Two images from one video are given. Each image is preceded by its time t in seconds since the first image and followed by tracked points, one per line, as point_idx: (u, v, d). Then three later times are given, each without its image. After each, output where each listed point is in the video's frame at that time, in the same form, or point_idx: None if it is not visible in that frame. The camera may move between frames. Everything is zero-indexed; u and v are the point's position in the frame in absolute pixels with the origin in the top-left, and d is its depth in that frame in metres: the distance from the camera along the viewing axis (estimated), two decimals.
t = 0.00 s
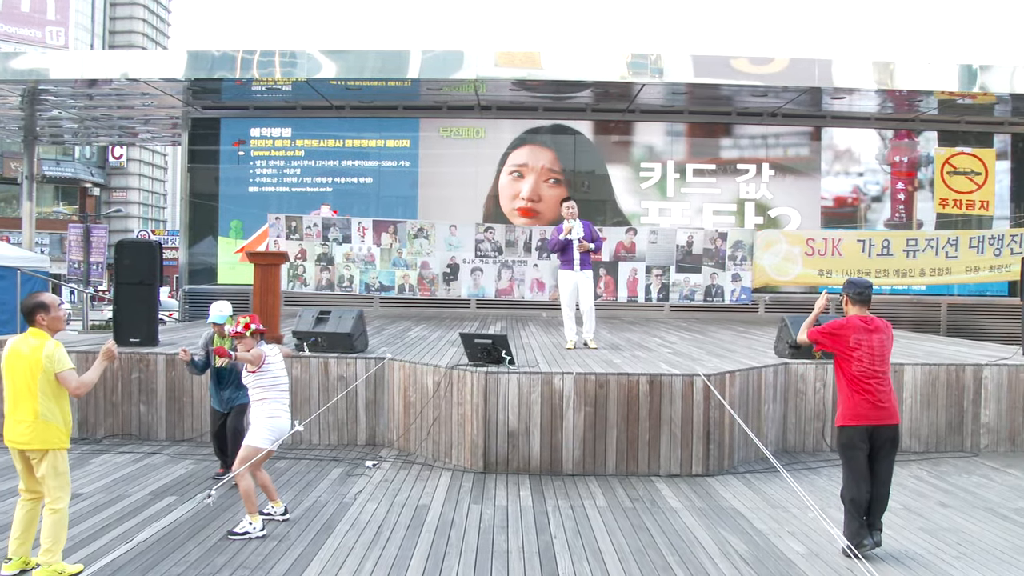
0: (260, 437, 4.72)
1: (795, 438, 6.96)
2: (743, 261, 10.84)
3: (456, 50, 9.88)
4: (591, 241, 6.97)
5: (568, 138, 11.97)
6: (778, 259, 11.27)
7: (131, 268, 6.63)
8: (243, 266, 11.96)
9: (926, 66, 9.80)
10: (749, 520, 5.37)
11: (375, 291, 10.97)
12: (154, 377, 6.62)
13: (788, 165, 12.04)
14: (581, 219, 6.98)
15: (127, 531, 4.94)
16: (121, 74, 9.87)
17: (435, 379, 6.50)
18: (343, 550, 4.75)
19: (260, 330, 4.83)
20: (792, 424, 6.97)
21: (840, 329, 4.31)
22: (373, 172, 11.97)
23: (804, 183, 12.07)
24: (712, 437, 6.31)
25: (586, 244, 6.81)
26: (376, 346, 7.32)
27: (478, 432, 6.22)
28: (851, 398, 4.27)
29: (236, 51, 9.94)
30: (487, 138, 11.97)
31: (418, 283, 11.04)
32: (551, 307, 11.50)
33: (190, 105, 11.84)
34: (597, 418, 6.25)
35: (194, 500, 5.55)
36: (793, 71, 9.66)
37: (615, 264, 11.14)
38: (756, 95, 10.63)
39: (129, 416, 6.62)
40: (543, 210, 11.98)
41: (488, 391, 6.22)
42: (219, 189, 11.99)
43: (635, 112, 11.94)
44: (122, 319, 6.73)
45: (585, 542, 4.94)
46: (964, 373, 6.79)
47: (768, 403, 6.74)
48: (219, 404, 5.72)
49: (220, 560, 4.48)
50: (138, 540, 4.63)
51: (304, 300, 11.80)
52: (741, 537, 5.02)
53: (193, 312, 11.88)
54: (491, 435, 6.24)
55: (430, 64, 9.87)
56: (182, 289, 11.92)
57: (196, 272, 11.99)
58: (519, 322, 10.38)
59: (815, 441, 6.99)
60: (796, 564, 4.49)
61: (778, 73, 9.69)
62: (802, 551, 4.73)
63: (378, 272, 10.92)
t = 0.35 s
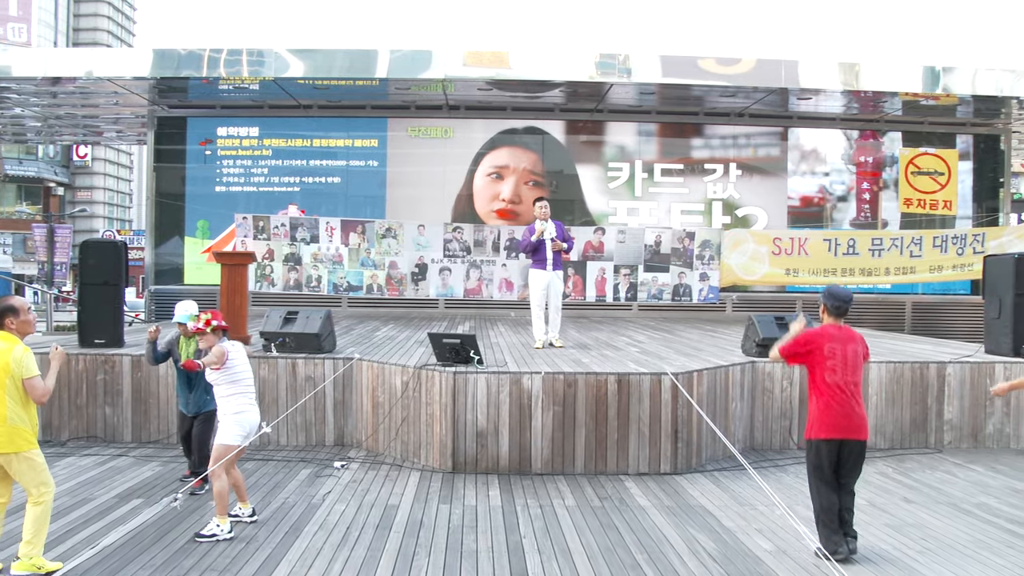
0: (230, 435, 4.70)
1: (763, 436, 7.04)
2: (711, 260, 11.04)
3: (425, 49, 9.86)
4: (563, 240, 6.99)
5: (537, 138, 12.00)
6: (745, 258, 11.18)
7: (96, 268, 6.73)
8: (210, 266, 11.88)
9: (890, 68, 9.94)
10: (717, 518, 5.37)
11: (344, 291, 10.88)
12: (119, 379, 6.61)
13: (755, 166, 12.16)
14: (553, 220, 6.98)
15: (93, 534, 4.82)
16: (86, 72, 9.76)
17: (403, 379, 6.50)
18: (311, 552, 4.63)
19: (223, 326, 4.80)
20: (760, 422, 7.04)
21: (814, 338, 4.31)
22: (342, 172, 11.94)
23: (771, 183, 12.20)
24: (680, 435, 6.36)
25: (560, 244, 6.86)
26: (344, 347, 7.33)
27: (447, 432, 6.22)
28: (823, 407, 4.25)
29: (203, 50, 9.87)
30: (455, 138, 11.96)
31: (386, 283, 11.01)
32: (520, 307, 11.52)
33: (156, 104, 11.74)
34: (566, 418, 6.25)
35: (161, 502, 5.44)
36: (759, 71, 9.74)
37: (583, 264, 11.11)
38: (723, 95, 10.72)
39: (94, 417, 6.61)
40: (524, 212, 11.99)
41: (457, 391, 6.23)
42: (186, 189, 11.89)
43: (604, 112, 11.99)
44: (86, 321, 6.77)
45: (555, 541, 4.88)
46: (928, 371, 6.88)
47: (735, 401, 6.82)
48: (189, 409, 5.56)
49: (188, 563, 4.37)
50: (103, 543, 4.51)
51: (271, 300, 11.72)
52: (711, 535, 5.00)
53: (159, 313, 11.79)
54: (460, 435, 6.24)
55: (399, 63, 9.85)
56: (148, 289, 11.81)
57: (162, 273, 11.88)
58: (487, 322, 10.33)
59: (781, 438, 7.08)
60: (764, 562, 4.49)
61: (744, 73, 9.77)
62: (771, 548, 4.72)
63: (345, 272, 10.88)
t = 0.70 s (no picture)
0: (201, 445, 4.69)
1: (740, 434, 7.10)
2: (688, 260, 11.13)
3: (402, 48, 9.84)
4: (547, 242, 7.05)
5: (514, 138, 12.01)
6: (722, 258, 11.27)
7: (71, 268, 6.73)
8: (187, 266, 11.82)
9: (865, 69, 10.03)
10: (695, 517, 5.38)
11: (321, 291, 10.87)
12: (94, 380, 6.56)
13: (732, 166, 12.23)
14: (536, 221, 7.04)
15: (68, 537, 4.77)
16: (60, 71, 9.67)
17: (381, 379, 6.50)
18: (290, 553, 4.60)
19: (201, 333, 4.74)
20: (737, 419, 7.10)
21: (804, 349, 4.20)
22: (319, 172, 11.90)
23: (748, 184, 12.28)
24: (658, 434, 6.39)
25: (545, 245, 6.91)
26: (322, 347, 7.33)
27: (425, 432, 6.22)
28: (807, 419, 4.19)
29: (178, 49, 9.81)
30: (432, 138, 11.95)
31: (364, 283, 10.96)
32: (498, 306, 11.52)
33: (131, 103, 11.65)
34: (544, 417, 6.25)
35: (137, 504, 5.39)
36: (736, 72, 9.79)
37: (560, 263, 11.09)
38: (700, 95, 10.76)
39: (69, 419, 6.56)
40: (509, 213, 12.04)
41: (435, 390, 6.21)
42: (163, 189, 11.81)
43: (582, 112, 12.02)
44: (61, 322, 6.75)
45: (532, 540, 4.88)
46: (903, 369, 6.95)
47: (713, 400, 6.88)
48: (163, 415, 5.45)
49: (164, 565, 4.33)
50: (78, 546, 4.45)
51: (249, 300, 11.66)
52: (688, 534, 5.02)
53: (136, 313, 11.71)
54: (438, 435, 6.22)
55: (376, 63, 9.83)
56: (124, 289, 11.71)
57: (138, 273, 11.80)
58: (465, 322, 10.33)
59: (759, 437, 7.14)
60: (741, 560, 4.51)
61: (721, 74, 9.82)
62: (746, 546, 4.75)
63: (323, 272, 10.87)
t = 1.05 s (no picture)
0: (202, 446, 4.70)
1: (738, 434, 7.12)
2: (686, 260, 11.26)
3: (400, 48, 9.84)
4: (548, 242, 7.04)
5: (512, 138, 12.02)
6: (720, 258, 11.23)
7: (69, 268, 6.73)
8: (185, 266, 11.81)
9: (862, 69, 10.04)
10: (693, 517, 5.38)
11: (319, 291, 10.92)
12: (92, 380, 6.55)
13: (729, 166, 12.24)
14: (536, 221, 7.01)
15: (66, 537, 4.76)
16: (57, 71, 9.66)
17: (378, 380, 6.50)
18: (288, 553, 4.59)
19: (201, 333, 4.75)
20: (735, 419, 7.12)
21: (819, 342, 4.20)
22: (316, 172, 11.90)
23: (745, 184, 12.29)
24: (655, 434, 6.39)
25: (545, 244, 6.90)
26: (319, 346, 7.33)
27: (422, 433, 6.21)
28: (823, 412, 4.18)
29: (176, 49, 9.80)
30: (429, 138, 11.95)
31: (362, 283, 10.99)
32: (496, 307, 11.53)
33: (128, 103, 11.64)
34: (541, 417, 6.25)
35: (134, 505, 5.38)
36: (733, 72, 9.80)
37: (559, 263, 11.31)
38: (697, 95, 10.77)
39: (66, 419, 6.55)
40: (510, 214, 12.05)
41: (433, 390, 6.21)
42: (160, 189, 11.81)
43: (579, 112, 12.02)
44: (59, 322, 6.76)
45: (531, 541, 4.88)
46: (901, 369, 6.96)
47: (711, 400, 6.89)
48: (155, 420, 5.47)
49: (163, 564, 4.34)
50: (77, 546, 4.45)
51: (246, 300, 11.64)
52: (686, 534, 5.02)
53: (133, 314, 11.70)
54: (436, 435, 6.22)
55: (374, 63, 9.83)
56: (122, 290, 11.70)
57: (136, 273, 11.79)
58: (462, 322, 10.35)
59: (756, 437, 7.14)
60: (739, 559, 4.52)
61: (718, 74, 9.83)
62: (744, 546, 4.75)
63: (320, 272, 10.89)
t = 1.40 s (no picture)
0: (212, 438, 4.68)
1: (738, 434, 7.12)
2: (687, 260, 11.25)
3: (401, 48, 9.84)
4: (549, 242, 7.03)
5: (512, 138, 12.03)
6: (720, 258, 11.24)
7: (70, 268, 6.74)
8: (185, 266, 11.80)
9: (862, 69, 10.05)
10: (693, 517, 5.38)
11: (319, 291, 10.90)
12: (93, 380, 6.56)
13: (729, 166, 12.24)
14: (537, 221, 7.00)
15: (66, 537, 4.76)
16: (58, 71, 9.65)
17: (379, 380, 6.50)
18: (288, 553, 4.58)
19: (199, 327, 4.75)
20: (735, 419, 7.13)
21: (845, 333, 4.15)
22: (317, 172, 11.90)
23: (745, 184, 12.29)
24: (656, 435, 6.38)
25: (546, 244, 6.90)
26: (320, 346, 7.33)
27: (423, 433, 6.21)
28: (847, 403, 4.13)
29: (176, 48, 9.80)
30: (429, 138, 11.95)
31: (362, 283, 11.00)
32: (496, 307, 11.53)
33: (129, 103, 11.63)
34: (542, 417, 6.25)
35: (134, 505, 5.37)
36: (734, 72, 9.80)
37: (559, 263, 11.31)
38: (697, 95, 10.77)
39: (67, 419, 6.55)
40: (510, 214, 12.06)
41: (433, 390, 6.20)
42: (161, 189, 11.81)
43: (579, 112, 12.02)
44: (59, 322, 6.76)
45: (531, 541, 4.88)
46: (901, 369, 6.96)
47: (711, 400, 6.89)
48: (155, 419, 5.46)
49: (163, 564, 4.33)
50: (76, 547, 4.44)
51: (246, 300, 11.64)
52: (687, 534, 5.02)
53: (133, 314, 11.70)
54: (436, 436, 6.21)
55: (375, 63, 9.83)
56: (122, 290, 11.70)
57: (136, 273, 11.78)
58: (462, 322, 10.36)
59: (757, 437, 7.14)
60: (739, 559, 4.52)
61: (719, 74, 9.83)
62: (745, 546, 4.75)
63: (321, 272, 10.90)
